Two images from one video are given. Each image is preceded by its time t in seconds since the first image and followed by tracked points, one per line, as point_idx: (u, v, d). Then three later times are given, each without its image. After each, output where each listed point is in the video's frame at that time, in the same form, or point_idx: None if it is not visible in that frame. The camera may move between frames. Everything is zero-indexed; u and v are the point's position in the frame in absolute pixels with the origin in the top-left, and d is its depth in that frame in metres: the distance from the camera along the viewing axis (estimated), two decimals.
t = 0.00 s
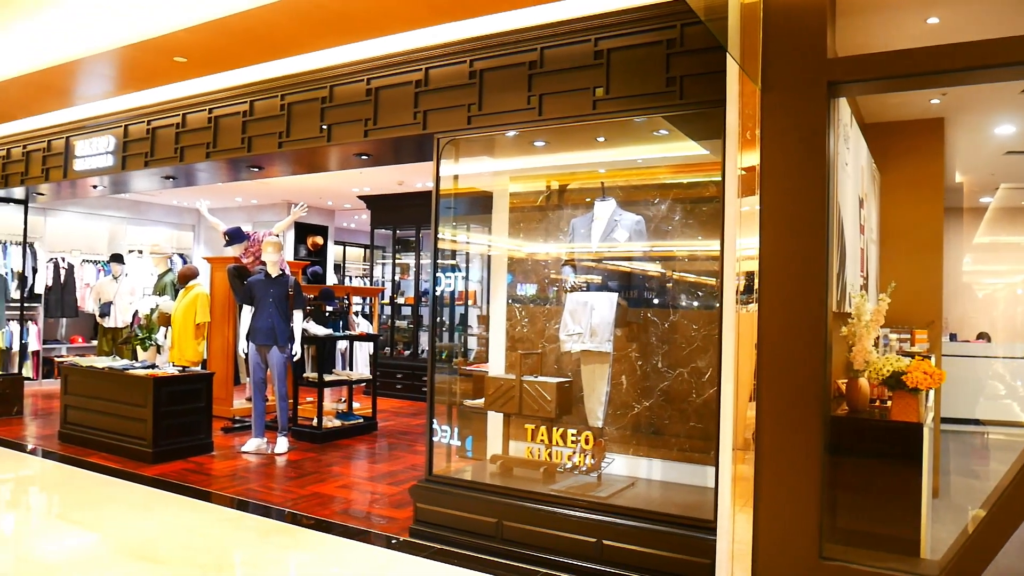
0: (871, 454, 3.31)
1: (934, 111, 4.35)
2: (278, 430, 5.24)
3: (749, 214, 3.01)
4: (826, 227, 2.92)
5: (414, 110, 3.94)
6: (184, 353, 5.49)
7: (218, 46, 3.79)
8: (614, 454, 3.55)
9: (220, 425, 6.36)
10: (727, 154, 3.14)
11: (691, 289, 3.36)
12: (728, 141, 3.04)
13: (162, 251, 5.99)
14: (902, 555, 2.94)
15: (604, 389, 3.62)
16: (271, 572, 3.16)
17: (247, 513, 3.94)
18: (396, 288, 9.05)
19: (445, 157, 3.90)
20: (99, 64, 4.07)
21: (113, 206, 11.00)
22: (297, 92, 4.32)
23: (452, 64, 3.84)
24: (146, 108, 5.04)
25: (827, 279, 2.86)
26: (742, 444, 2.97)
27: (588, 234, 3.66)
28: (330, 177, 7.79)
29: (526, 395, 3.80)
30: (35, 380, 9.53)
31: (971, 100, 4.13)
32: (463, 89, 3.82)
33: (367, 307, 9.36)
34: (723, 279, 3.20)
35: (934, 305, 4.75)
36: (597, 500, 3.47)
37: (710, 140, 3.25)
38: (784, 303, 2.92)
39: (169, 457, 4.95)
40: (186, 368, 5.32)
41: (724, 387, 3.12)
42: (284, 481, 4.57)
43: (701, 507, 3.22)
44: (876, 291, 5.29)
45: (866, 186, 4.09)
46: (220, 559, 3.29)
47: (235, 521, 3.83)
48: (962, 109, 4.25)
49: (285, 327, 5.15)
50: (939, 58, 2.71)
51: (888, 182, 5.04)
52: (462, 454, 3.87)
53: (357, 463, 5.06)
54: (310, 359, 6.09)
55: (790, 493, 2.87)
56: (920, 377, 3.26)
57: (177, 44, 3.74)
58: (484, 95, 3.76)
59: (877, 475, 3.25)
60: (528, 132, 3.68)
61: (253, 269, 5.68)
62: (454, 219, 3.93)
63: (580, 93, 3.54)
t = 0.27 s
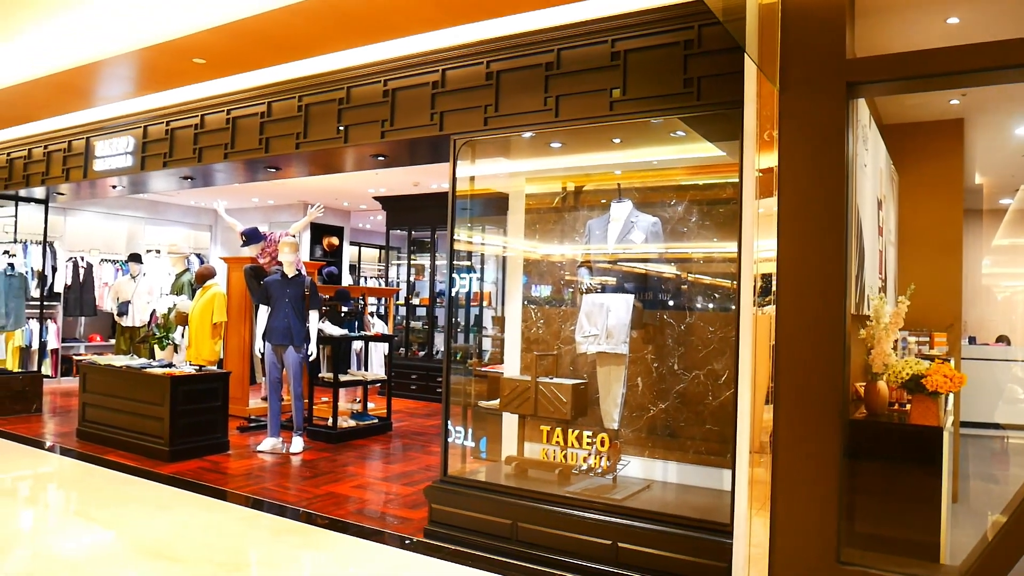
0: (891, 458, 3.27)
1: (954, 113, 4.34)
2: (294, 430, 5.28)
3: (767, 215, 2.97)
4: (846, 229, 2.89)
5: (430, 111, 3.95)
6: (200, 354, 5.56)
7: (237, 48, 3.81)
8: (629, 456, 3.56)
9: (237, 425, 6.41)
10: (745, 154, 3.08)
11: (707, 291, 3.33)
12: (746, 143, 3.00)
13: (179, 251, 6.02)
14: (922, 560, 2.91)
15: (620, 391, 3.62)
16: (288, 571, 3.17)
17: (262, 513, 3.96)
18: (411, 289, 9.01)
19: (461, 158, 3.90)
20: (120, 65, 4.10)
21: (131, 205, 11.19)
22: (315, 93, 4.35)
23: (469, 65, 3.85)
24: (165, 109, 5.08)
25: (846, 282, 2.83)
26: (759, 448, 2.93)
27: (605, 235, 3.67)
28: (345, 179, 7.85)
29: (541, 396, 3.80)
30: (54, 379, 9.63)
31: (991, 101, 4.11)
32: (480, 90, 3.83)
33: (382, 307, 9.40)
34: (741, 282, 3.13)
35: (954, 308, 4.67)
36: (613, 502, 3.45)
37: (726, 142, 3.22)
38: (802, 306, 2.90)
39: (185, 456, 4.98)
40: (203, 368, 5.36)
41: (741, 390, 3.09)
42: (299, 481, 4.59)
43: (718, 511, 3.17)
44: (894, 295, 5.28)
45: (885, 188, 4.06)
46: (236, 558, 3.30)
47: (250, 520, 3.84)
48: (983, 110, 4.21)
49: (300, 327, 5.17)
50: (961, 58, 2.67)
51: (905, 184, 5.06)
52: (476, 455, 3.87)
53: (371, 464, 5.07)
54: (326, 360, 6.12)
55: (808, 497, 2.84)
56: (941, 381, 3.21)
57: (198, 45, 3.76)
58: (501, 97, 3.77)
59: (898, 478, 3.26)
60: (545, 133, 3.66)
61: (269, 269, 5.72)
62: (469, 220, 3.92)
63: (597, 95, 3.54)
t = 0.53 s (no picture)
0: (902, 462, 3.24)
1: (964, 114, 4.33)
2: (303, 432, 5.29)
3: (776, 218, 2.94)
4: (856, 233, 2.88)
5: (439, 114, 3.97)
6: (208, 356, 5.58)
7: (245, 51, 3.83)
8: (638, 459, 3.51)
9: (245, 426, 6.43)
10: (754, 158, 3.04)
11: (715, 294, 3.33)
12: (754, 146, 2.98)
13: (187, 254, 6.05)
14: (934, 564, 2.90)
15: (628, 394, 3.59)
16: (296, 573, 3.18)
17: (270, 514, 3.97)
18: (418, 292, 9.01)
19: (470, 160, 3.92)
20: (131, 69, 4.13)
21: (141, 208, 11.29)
22: (324, 96, 4.36)
23: (477, 67, 3.87)
24: (174, 112, 5.11)
25: (856, 285, 2.83)
26: (769, 452, 2.87)
27: (613, 238, 3.64)
28: (352, 181, 7.83)
29: (549, 399, 3.79)
30: (64, 380, 9.68)
31: (1003, 101, 4.11)
32: (488, 93, 3.84)
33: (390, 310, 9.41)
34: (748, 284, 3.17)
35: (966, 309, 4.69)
36: (622, 505, 3.44)
37: (735, 144, 3.23)
38: (811, 309, 2.89)
39: (193, 458, 4.99)
40: (212, 370, 5.38)
41: (750, 392, 3.08)
42: (307, 483, 4.59)
43: (728, 514, 3.15)
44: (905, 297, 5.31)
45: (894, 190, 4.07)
46: (245, 559, 3.32)
47: (259, 522, 3.85)
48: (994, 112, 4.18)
49: (309, 329, 5.19)
50: (971, 60, 2.65)
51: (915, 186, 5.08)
52: (484, 458, 3.87)
53: (379, 466, 5.08)
54: (334, 362, 6.13)
55: (818, 501, 2.83)
56: (952, 384, 3.20)
57: (207, 48, 3.78)
58: (509, 99, 3.79)
59: (909, 483, 3.19)
60: (553, 136, 3.69)
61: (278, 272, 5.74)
62: (477, 223, 3.94)
63: (606, 97, 3.55)
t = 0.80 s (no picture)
0: (911, 466, 3.21)
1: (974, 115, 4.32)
2: (310, 433, 5.28)
3: (784, 219, 2.95)
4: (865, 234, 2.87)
5: (446, 116, 3.98)
6: (217, 357, 5.61)
7: (253, 53, 3.84)
8: (645, 461, 3.53)
9: (252, 428, 6.45)
10: (762, 160, 3.07)
11: (722, 296, 3.31)
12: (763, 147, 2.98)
13: (194, 256, 6.06)
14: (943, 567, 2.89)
15: (636, 396, 3.61)
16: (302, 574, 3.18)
17: (277, 516, 3.97)
18: (424, 294, 9.04)
19: (477, 162, 3.92)
20: (140, 72, 4.15)
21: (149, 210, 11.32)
22: (331, 98, 4.37)
23: (484, 69, 3.87)
24: (182, 115, 5.14)
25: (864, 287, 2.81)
26: (777, 454, 2.90)
27: (621, 240, 3.65)
28: (358, 183, 7.83)
29: (557, 400, 3.79)
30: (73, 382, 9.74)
31: (1011, 102, 4.10)
32: (495, 95, 3.85)
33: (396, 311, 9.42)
34: (758, 285, 3.12)
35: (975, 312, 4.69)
36: (629, 507, 3.43)
37: (743, 145, 3.22)
38: (820, 310, 2.87)
39: (200, 459, 5.01)
40: (219, 371, 5.40)
41: (758, 394, 3.07)
42: (314, 484, 4.60)
43: (736, 517, 3.13)
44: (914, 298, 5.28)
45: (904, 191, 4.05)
46: (251, 560, 3.32)
47: (266, 523, 3.86)
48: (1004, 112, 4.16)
49: (315, 330, 5.20)
50: (981, 60, 2.63)
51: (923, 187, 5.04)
52: (491, 460, 3.87)
53: (385, 468, 5.08)
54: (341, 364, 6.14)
55: (826, 505, 2.81)
56: (962, 386, 3.20)
57: (215, 51, 3.80)
58: (516, 101, 3.79)
59: (918, 487, 3.18)
60: (560, 137, 3.68)
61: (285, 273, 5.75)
62: (484, 224, 3.93)
63: (614, 98, 3.54)
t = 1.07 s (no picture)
0: (926, 466, 3.18)
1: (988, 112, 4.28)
2: (322, 433, 5.31)
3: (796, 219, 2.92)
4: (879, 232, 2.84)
5: (456, 117, 3.98)
6: (229, 358, 5.64)
7: (264, 55, 3.86)
8: (658, 461, 3.51)
9: (264, 427, 6.49)
10: (775, 158, 3.06)
11: (734, 295, 3.30)
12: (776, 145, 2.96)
13: (206, 257, 6.10)
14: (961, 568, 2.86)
15: (648, 395, 3.58)
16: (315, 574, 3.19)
17: (289, 515, 3.99)
18: (435, 294, 9.05)
19: (488, 163, 3.92)
20: (153, 75, 4.18)
21: (160, 212, 11.39)
22: (342, 100, 4.39)
23: (495, 70, 3.88)
24: (194, 117, 5.18)
25: (879, 286, 2.78)
26: (792, 455, 2.87)
27: (632, 239, 3.63)
28: (368, 184, 7.86)
29: (569, 400, 3.78)
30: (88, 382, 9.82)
31: None
32: (505, 95, 3.85)
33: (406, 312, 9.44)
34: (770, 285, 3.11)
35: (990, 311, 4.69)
36: (642, 508, 3.42)
37: (755, 144, 3.20)
38: (835, 310, 2.84)
39: (214, 459, 5.04)
40: (231, 372, 5.43)
41: (772, 395, 3.05)
42: (326, 484, 4.62)
43: (750, 517, 3.12)
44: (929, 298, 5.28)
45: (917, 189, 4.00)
46: (265, 560, 3.34)
47: (278, 522, 3.88)
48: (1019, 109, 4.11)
49: (326, 331, 5.21)
50: (996, 56, 2.60)
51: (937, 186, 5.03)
52: (502, 460, 3.87)
53: (397, 468, 5.09)
54: (353, 364, 6.16)
55: (841, 507, 2.78)
56: (979, 386, 3.19)
57: (228, 54, 3.83)
58: (527, 101, 3.79)
59: (934, 488, 3.15)
60: (571, 137, 3.67)
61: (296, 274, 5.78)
62: (496, 224, 3.94)
63: (625, 97, 3.53)
